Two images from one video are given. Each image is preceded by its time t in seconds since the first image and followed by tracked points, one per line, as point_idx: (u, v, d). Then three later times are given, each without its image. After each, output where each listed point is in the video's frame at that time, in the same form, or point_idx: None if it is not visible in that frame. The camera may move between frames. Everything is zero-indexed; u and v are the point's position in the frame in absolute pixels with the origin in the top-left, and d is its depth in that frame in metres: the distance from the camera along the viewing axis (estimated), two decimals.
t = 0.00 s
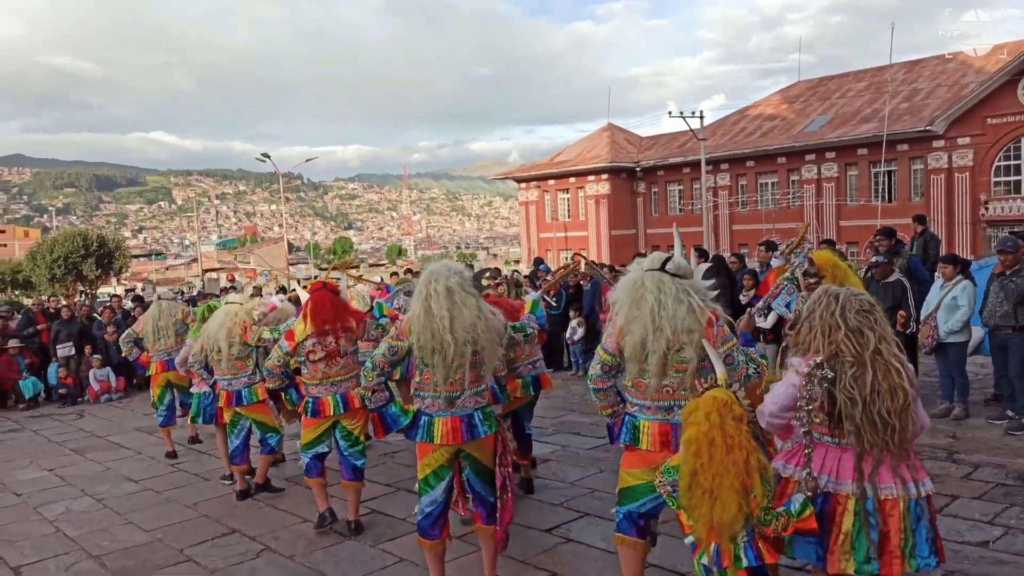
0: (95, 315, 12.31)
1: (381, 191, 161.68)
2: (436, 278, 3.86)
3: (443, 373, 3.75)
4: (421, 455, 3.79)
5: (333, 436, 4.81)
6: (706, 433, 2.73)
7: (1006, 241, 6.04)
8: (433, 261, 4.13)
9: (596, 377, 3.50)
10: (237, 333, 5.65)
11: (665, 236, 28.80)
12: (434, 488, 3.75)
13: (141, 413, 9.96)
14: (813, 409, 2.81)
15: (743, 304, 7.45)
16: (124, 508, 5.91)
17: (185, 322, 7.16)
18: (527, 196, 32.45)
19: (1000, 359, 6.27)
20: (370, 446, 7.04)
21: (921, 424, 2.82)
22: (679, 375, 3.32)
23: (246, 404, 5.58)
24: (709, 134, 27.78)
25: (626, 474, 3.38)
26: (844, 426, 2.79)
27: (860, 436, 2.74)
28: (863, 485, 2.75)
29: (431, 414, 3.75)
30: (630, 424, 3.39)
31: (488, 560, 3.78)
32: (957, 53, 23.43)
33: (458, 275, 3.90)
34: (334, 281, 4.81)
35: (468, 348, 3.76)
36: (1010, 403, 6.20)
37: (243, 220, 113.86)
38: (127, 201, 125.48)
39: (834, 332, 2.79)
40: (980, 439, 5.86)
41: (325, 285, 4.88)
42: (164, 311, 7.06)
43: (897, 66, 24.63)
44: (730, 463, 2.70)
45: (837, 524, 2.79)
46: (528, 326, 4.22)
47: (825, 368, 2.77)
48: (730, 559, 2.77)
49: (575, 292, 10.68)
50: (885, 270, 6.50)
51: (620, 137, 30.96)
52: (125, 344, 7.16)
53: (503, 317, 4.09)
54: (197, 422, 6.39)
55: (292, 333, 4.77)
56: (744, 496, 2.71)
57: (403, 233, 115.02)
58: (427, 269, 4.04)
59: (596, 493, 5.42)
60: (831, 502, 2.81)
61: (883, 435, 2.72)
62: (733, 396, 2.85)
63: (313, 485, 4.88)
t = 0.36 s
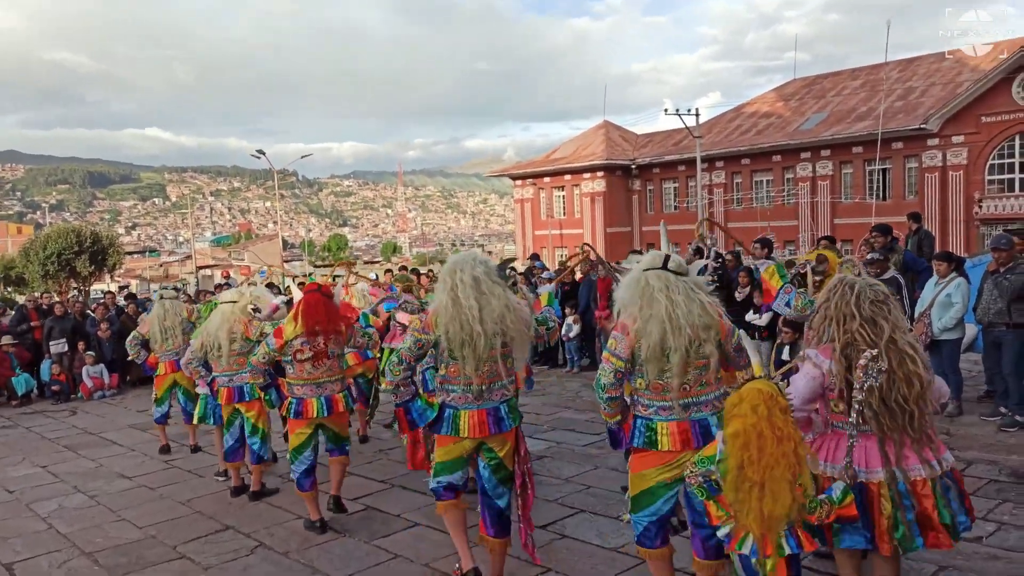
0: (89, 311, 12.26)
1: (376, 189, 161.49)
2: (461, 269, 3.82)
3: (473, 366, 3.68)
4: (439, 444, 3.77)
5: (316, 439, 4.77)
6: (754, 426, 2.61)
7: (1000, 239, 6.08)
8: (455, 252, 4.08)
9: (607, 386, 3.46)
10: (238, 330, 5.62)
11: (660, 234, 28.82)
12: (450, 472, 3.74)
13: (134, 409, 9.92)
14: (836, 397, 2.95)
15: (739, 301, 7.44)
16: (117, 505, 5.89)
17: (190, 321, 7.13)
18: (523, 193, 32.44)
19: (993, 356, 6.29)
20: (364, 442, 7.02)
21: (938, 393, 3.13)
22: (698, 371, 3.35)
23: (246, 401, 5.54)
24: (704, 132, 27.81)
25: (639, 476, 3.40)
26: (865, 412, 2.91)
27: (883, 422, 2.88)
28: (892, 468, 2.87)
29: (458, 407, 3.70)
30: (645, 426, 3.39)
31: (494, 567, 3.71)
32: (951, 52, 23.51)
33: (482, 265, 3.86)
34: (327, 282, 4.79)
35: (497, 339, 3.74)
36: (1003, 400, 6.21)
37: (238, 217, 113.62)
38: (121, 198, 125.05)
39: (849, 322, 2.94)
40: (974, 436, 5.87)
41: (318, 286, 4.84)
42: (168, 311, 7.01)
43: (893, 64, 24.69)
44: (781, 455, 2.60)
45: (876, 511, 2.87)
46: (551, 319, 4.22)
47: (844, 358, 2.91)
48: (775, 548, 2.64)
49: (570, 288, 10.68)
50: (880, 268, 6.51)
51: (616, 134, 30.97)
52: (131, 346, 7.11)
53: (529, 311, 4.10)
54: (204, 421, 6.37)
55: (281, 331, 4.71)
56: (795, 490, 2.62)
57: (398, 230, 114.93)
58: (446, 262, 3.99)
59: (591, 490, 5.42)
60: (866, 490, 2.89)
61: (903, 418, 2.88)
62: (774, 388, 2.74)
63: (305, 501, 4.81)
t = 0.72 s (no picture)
0: (29, 320, 11.85)
1: (327, 193, 159.66)
2: (426, 275, 3.78)
3: (438, 376, 3.67)
4: (408, 463, 3.71)
5: (271, 440, 4.70)
6: (728, 414, 2.82)
7: (938, 241, 6.40)
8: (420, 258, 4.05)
9: (566, 376, 3.51)
10: (186, 338, 5.51)
11: (612, 237, 29.12)
12: (427, 495, 3.68)
13: (77, 421, 9.62)
14: (791, 392, 3.02)
15: (691, 303, 7.56)
16: (60, 520, 5.70)
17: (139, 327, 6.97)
18: (477, 198, 32.46)
19: (933, 354, 6.51)
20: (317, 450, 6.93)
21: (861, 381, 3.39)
22: (647, 355, 3.57)
23: (198, 410, 5.42)
24: (655, 136, 28.22)
25: (597, 480, 3.53)
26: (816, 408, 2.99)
27: (833, 417, 2.94)
28: (839, 462, 2.93)
29: (421, 419, 3.68)
30: (603, 414, 3.52)
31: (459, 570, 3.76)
32: (890, 60, 24.30)
33: (447, 271, 3.83)
34: (281, 286, 4.76)
35: (462, 349, 3.73)
36: (942, 396, 6.43)
37: (185, 223, 111.13)
38: (62, 203, 121.19)
39: (803, 321, 3.02)
40: (915, 431, 6.07)
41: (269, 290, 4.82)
42: (117, 315, 6.80)
43: (835, 71, 25.42)
44: (755, 444, 2.79)
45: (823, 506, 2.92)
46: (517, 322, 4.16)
47: (798, 354, 3.00)
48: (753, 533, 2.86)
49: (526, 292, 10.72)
50: (826, 269, 6.70)
51: (568, 139, 31.21)
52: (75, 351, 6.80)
53: (495, 314, 4.06)
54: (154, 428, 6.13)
55: (233, 334, 4.66)
56: (771, 478, 2.81)
57: (351, 235, 113.80)
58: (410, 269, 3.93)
59: (547, 492, 5.45)
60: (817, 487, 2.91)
61: (852, 413, 2.96)
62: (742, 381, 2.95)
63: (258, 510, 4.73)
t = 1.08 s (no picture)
0: None
1: (293, 192, 157.95)
2: (408, 271, 3.78)
3: (417, 374, 3.66)
4: (386, 463, 3.68)
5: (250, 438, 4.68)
6: (728, 404, 2.89)
7: (898, 239, 6.54)
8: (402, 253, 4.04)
9: (532, 386, 3.54)
10: (133, 339, 5.43)
11: (580, 237, 29.25)
12: (404, 497, 3.65)
13: (35, 424, 9.40)
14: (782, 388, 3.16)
15: (658, 300, 7.61)
16: (16, 526, 5.57)
17: (87, 329, 6.72)
18: (445, 197, 32.35)
19: (893, 350, 6.65)
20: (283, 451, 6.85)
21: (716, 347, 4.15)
22: (617, 360, 3.61)
23: (142, 412, 5.34)
24: (622, 136, 28.41)
25: (568, 480, 3.55)
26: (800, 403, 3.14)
27: (818, 408, 3.11)
28: (818, 454, 3.10)
29: (400, 417, 3.64)
30: (581, 420, 3.52)
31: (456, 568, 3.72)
32: (851, 62, 24.75)
33: (428, 267, 3.81)
34: (254, 282, 4.68)
35: (443, 347, 3.70)
36: (902, 391, 6.57)
37: (147, 221, 109.15)
38: (18, 201, 118.25)
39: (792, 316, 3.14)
40: (876, 426, 6.20)
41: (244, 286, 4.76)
42: (62, 317, 6.63)
43: (797, 73, 25.82)
44: (755, 430, 2.89)
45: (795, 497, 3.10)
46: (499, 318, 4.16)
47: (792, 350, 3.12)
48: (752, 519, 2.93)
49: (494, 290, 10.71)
50: (789, 267, 6.81)
51: (536, 138, 31.28)
52: (19, 354, 6.74)
53: (478, 310, 4.03)
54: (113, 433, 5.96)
55: (207, 332, 4.61)
56: (767, 464, 2.92)
57: (317, 234, 112.69)
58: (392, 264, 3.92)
59: (517, 491, 5.47)
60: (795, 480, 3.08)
61: (830, 408, 3.13)
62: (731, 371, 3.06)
63: (225, 487, 4.78)
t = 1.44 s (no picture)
0: None
1: (287, 193, 157.70)
2: (431, 272, 3.64)
3: (449, 376, 3.51)
4: (404, 463, 3.57)
5: (241, 439, 4.64)
6: (726, 401, 2.93)
7: (890, 240, 6.57)
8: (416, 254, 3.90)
9: (547, 350, 3.67)
10: (125, 342, 5.35)
11: (575, 238, 29.29)
12: (419, 496, 3.54)
13: (27, 427, 9.35)
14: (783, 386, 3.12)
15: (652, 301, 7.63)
16: (9, 529, 5.54)
17: (80, 332, 6.70)
18: (440, 198, 32.35)
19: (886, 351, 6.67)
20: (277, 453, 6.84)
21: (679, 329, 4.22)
22: (618, 341, 3.74)
23: (132, 416, 5.33)
24: (616, 138, 28.45)
25: (567, 458, 3.62)
26: (823, 398, 3.12)
27: (830, 406, 3.10)
28: (846, 448, 3.10)
29: (428, 419, 3.50)
30: (588, 393, 3.58)
31: None
32: (844, 63, 24.84)
33: (450, 268, 3.70)
34: (248, 283, 4.69)
35: (472, 347, 3.58)
36: (896, 392, 6.60)
37: (140, 223, 108.85)
38: (11, 203, 117.79)
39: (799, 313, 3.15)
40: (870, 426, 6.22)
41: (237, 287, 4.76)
42: (54, 320, 6.58)
43: (791, 74, 25.90)
44: (753, 425, 2.93)
45: (829, 484, 3.08)
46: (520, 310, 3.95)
47: (784, 349, 3.09)
48: (747, 514, 2.96)
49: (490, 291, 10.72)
50: (782, 268, 6.83)
51: (530, 139, 31.31)
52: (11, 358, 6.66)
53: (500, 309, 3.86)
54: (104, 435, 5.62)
55: (199, 333, 4.60)
56: (768, 459, 2.96)
57: (311, 236, 112.54)
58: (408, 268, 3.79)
59: (512, 493, 5.46)
60: (820, 472, 3.10)
61: (849, 400, 3.12)
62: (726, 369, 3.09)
63: (233, 511, 4.68)
